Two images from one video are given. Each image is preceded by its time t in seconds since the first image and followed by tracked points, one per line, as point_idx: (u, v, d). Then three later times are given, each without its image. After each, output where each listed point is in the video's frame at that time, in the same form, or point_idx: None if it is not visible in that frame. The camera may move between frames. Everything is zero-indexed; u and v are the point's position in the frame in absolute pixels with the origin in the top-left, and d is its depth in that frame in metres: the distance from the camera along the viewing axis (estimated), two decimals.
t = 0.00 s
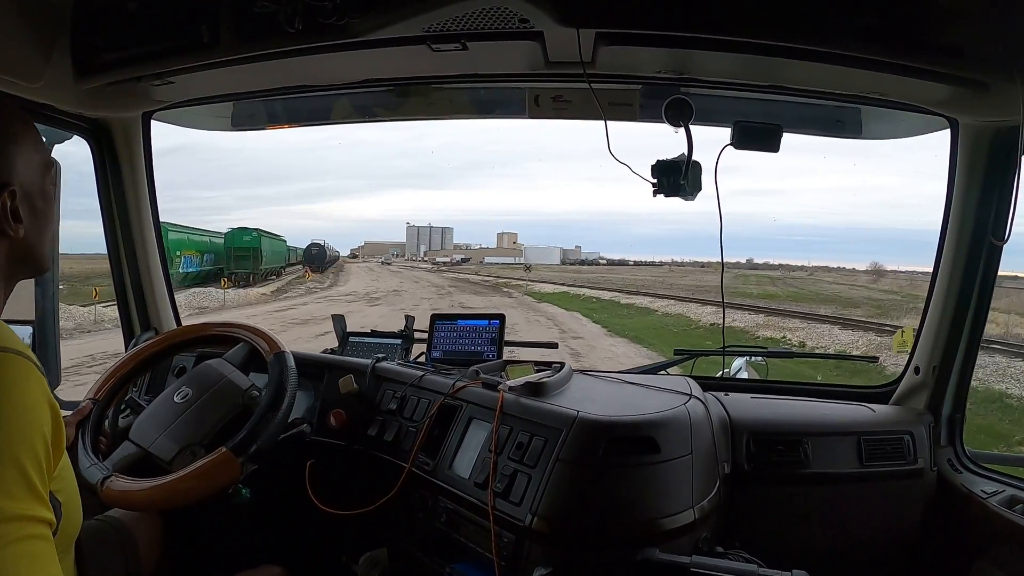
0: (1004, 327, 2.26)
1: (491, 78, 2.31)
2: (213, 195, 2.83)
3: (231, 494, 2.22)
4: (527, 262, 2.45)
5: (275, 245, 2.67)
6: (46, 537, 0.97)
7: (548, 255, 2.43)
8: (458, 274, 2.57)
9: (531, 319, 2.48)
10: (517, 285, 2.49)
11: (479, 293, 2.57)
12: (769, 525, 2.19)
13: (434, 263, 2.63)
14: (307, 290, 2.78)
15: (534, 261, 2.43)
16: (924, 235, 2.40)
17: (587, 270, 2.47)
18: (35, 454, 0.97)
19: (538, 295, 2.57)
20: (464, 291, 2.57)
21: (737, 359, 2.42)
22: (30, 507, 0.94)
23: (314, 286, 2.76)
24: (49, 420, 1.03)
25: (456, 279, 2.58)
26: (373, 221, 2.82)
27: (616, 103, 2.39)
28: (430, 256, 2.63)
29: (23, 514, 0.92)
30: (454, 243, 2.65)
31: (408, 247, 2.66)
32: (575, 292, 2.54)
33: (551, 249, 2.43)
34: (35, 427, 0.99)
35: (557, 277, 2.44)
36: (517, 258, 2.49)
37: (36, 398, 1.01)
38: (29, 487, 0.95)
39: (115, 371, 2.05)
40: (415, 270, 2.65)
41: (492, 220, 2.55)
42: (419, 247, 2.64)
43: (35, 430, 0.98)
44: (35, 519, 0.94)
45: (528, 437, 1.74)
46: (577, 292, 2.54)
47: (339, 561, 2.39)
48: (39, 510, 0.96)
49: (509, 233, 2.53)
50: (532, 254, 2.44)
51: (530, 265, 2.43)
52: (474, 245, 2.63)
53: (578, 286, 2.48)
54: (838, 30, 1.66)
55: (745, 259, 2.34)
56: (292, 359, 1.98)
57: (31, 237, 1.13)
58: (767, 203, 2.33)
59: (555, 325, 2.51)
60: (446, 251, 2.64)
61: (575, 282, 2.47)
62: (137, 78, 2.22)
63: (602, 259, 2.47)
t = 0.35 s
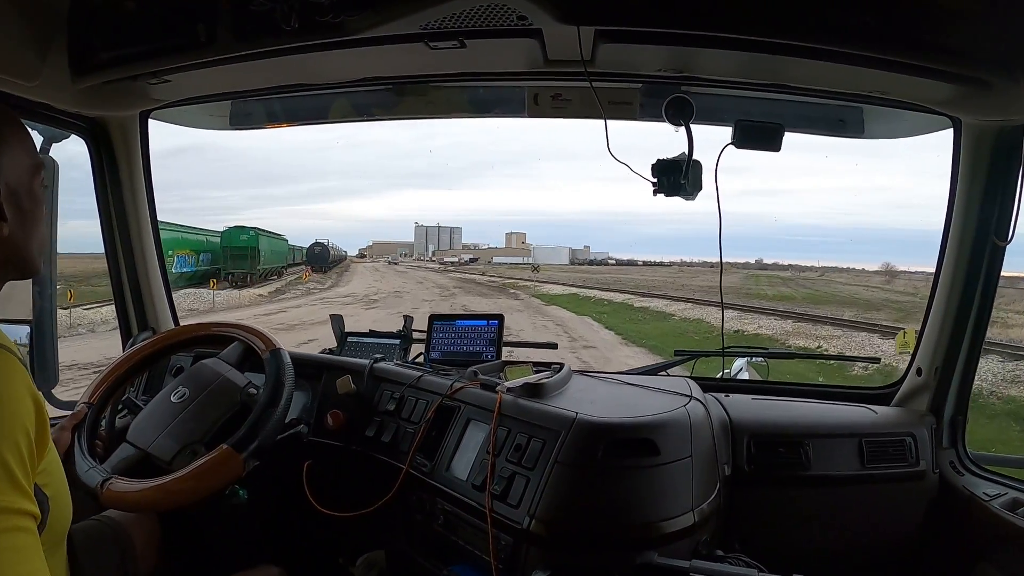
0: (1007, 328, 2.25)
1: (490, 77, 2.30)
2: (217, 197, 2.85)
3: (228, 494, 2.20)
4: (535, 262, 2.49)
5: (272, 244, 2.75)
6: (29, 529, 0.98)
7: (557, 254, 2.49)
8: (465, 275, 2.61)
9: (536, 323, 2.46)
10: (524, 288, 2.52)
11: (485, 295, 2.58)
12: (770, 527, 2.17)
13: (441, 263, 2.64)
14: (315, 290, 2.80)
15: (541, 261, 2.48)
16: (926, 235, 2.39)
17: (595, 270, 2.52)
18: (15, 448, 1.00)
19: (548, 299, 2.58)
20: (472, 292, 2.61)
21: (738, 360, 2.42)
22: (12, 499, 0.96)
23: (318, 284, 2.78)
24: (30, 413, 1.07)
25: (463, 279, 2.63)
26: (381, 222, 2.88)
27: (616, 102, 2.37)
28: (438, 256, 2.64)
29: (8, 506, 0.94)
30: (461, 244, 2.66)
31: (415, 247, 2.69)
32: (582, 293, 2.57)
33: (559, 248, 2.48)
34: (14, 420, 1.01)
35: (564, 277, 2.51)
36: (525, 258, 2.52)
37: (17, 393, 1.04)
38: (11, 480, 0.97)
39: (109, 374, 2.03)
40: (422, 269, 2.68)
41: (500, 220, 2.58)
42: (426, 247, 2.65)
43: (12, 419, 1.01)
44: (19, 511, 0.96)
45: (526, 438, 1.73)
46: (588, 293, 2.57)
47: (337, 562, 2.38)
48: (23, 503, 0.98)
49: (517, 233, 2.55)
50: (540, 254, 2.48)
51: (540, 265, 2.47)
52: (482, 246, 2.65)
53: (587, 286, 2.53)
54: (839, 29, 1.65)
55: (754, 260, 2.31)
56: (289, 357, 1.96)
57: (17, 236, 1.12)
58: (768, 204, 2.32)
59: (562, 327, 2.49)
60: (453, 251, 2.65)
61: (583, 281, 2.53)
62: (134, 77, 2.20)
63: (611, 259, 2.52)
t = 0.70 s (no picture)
0: (1007, 327, 2.26)
1: (490, 77, 2.30)
2: (219, 203, 2.82)
3: (230, 495, 2.20)
4: (541, 262, 2.47)
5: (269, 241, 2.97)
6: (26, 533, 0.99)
7: (565, 255, 2.46)
8: (472, 275, 2.61)
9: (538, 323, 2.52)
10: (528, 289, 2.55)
11: (490, 295, 2.60)
12: (771, 525, 2.18)
13: (448, 263, 2.63)
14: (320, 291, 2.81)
15: (549, 261, 2.46)
16: (926, 234, 2.39)
17: (603, 271, 2.49)
18: (12, 456, 1.01)
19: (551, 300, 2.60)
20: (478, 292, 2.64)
21: (740, 359, 2.41)
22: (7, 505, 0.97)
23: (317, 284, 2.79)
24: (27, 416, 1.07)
25: (469, 280, 2.63)
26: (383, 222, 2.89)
27: (618, 101, 2.37)
28: (445, 256, 2.63)
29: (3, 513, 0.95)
30: (469, 244, 2.68)
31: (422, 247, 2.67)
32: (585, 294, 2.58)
33: (567, 249, 2.45)
34: (11, 424, 1.02)
35: (572, 277, 2.47)
36: (533, 258, 2.49)
37: (13, 398, 1.04)
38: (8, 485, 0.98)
39: (109, 376, 2.02)
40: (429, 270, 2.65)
41: (507, 221, 2.53)
42: (434, 247, 2.65)
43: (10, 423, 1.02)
44: (14, 517, 0.97)
45: (529, 438, 1.73)
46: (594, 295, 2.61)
47: (339, 563, 2.37)
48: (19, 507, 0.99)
49: (525, 233, 2.51)
50: (549, 254, 2.45)
51: (546, 265, 2.45)
52: (489, 246, 2.64)
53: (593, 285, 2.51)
54: (840, 28, 1.65)
55: (762, 260, 2.29)
56: (290, 357, 1.96)
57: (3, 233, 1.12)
58: (769, 201, 2.32)
59: (563, 327, 2.55)
60: (460, 251, 2.66)
61: (590, 281, 2.50)
62: (135, 77, 2.20)
63: (619, 259, 2.49)
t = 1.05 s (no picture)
0: (1001, 328, 2.27)
1: (487, 77, 2.30)
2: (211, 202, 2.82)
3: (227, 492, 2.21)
4: (547, 262, 2.38)
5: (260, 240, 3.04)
6: (14, 514, 0.99)
7: (571, 254, 2.37)
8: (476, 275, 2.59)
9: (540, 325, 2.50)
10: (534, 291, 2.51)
11: (492, 296, 2.59)
12: (765, 524, 2.19)
13: (453, 263, 2.62)
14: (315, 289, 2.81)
15: (555, 261, 2.37)
16: (921, 235, 2.41)
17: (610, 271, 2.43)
18: None
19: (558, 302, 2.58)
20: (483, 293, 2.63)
21: (735, 359, 2.45)
22: None
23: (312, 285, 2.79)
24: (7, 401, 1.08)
25: (473, 280, 2.64)
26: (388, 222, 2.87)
27: (614, 101, 2.38)
28: (450, 256, 2.62)
29: None
30: (474, 244, 2.61)
31: (426, 246, 2.66)
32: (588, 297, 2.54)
33: (573, 249, 2.36)
34: None
35: (576, 277, 2.39)
36: (538, 258, 2.39)
37: None
38: None
39: (105, 375, 2.02)
40: (434, 268, 2.68)
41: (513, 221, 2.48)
42: (439, 246, 2.63)
43: None
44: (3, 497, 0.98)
45: (524, 436, 1.74)
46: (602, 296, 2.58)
47: (336, 560, 2.38)
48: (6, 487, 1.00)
49: (531, 232, 2.46)
50: (553, 254, 2.36)
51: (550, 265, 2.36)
52: (495, 246, 2.57)
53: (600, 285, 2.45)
54: (834, 30, 1.66)
55: (768, 260, 2.27)
56: (287, 353, 1.97)
57: None
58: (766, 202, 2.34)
59: (568, 331, 2.54)
60: (466, 251, 2.62)
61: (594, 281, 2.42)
62: (134, 76, 2.21)
63: (625, 259, 2.43)
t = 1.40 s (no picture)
0: (1006, 331, 2.25)
1: (490, 77, 2.30)
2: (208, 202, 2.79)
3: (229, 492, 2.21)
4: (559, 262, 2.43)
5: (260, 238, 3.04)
6: (14, 513, 0.99)
7: (581, 253, 2.40)
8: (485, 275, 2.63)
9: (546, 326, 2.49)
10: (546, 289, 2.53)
11: (501, 297, 2.62)
12: (769, 526, 2.18)
13: (463, 262, 2.64)
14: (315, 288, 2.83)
15: (565, 260, 2.41)
16: (925, 236, 2.40)
17: (621, 270, 2.45)
18: None
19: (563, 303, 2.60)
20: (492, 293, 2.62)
21: (739, 360, 2.43)
22: None
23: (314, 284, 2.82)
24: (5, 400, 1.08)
25: (480, 280, 2.66)
26: (397, 221, 2.94)
27: (618, 101, 2.38)
28: (460, 256, 2.64)
29: None
30: (484, 243, 2.68)
31: (438, 246, 2.68)
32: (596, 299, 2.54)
33: (583, 248, 2.40)
34: None
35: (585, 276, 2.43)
36: (549, 257, 2.46)
37: None
38: None
39: (103, 379, 2.01)
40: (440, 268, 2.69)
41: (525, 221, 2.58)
42: (449, 246, 2.65)
43: None
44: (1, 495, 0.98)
45: (527, 437, 1.73)
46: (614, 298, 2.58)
47: (338, 561, 2.37)
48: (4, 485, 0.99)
49: (541, 232, 2.54)
50: (565, 254, 2.41)
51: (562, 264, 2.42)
52: (504, 246, 2.68)
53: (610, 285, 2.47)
54: (840, 30, 1.65)
55: (780, 259, 2.30)
56: (287, 349, 1.97)
57: None
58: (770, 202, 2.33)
59: (579, 339, 2.51)
60: (476, 250, 2.66)
61: (605, 282, 2.46)
62: (136, 75, 2.21)
63: (636, 258, 2.47)
